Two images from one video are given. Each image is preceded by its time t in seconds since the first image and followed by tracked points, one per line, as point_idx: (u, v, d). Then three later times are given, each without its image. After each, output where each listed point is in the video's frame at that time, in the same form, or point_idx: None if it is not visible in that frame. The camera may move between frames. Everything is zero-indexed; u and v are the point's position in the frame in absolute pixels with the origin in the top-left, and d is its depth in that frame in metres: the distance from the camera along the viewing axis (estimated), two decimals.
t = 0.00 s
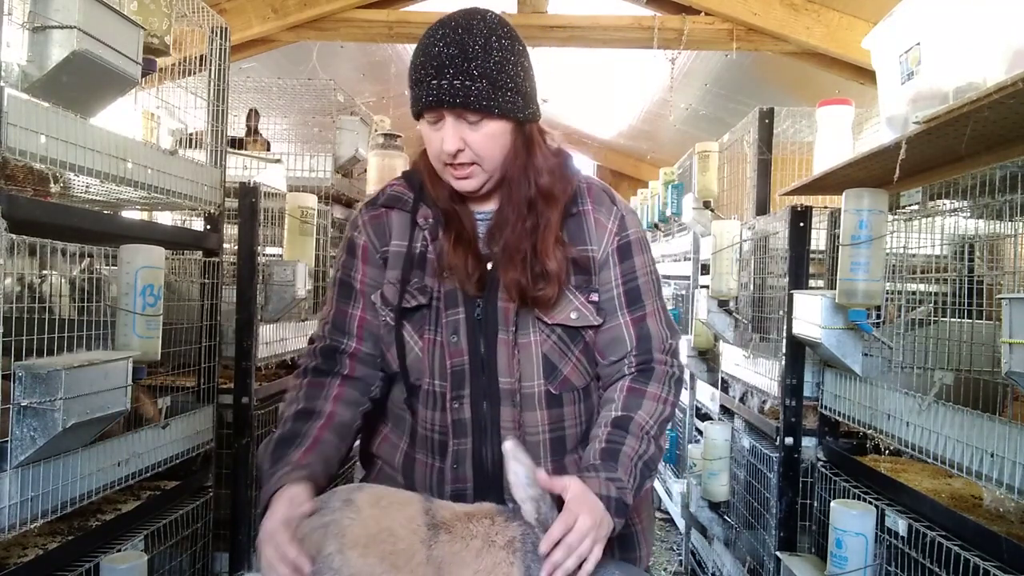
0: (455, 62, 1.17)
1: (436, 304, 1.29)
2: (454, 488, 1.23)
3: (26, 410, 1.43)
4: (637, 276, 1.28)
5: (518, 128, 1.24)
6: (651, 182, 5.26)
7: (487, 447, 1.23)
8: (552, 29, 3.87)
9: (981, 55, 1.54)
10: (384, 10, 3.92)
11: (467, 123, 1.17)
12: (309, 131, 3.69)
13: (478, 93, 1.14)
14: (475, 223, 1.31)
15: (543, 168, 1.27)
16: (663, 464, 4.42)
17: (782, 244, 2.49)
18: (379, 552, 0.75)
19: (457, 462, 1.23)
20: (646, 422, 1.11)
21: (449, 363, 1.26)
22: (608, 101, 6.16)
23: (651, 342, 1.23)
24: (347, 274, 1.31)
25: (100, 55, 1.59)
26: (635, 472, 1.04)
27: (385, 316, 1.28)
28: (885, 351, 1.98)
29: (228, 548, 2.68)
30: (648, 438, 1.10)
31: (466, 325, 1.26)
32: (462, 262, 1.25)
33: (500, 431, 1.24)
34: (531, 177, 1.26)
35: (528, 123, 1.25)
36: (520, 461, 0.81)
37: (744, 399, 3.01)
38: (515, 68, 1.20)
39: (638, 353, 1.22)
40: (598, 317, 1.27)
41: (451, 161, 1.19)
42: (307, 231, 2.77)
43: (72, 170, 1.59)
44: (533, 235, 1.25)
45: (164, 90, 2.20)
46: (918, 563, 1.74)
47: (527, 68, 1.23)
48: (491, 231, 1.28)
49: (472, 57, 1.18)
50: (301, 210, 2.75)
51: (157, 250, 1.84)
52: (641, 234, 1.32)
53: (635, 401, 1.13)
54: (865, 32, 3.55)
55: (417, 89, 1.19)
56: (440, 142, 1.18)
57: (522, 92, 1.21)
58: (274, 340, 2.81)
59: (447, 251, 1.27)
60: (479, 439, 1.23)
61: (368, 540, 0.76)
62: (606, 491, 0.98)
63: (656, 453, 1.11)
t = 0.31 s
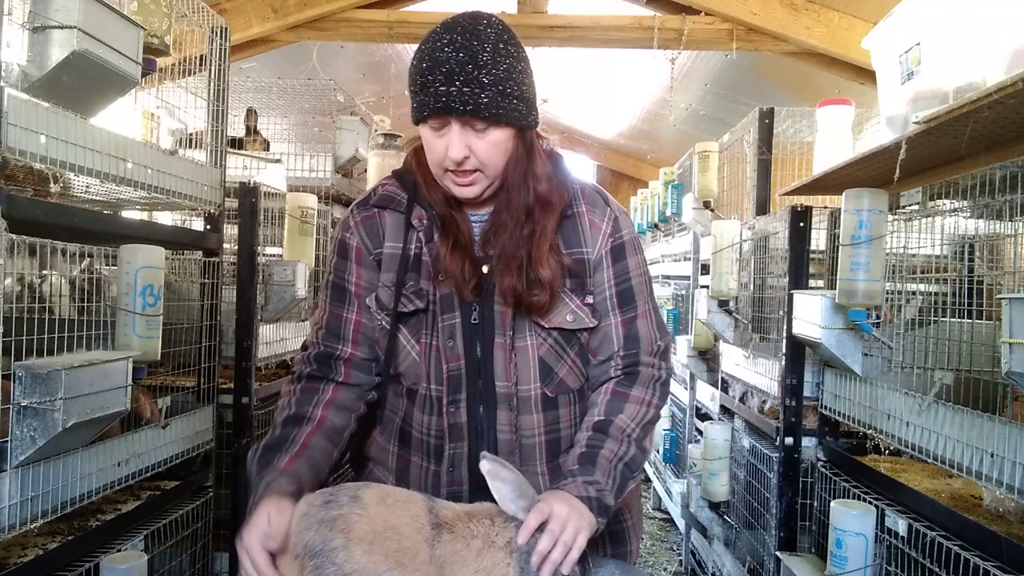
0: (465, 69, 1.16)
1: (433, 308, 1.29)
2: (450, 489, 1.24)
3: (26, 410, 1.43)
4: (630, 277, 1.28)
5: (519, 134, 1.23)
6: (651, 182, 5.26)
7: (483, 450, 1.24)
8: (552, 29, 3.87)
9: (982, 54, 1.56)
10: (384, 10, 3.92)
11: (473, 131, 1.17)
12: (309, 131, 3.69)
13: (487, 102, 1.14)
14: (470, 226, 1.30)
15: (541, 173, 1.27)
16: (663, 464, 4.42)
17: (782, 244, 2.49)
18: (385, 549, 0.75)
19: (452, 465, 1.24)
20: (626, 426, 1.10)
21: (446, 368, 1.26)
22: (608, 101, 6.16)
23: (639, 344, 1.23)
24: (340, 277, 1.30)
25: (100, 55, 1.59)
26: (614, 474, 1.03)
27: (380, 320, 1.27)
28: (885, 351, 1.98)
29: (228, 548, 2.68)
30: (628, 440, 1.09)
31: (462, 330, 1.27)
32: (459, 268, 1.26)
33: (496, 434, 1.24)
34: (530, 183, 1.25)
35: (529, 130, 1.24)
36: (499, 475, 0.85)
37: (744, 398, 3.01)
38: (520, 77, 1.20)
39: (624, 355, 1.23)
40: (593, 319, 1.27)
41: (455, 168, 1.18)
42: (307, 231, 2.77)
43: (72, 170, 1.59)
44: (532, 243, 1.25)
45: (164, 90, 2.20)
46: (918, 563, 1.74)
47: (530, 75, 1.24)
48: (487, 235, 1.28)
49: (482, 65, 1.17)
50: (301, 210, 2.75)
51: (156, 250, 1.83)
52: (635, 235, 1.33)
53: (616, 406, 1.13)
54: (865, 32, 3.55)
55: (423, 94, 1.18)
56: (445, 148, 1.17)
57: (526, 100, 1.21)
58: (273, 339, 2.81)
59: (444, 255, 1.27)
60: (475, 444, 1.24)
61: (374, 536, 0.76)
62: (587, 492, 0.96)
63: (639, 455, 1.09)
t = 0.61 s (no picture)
0: (476, 67, 1.16)
1: (429, 299, 1.27)
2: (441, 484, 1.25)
3: (26, 410, 1.43)
4: (626, 278, 1.30)
5: (525, 133, 1.23)
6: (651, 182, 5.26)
7: (473, 443, 1.24)
8: (552, 29, 3.87)
9: (981, 54, 1.54)
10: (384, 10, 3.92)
11: (480, 129, 1.16)
12: (309, 131, 3.69)
13: (497, 101, 1.14)
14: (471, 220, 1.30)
15: (545, 174, 1.28)
16: (662, 464, 4.42)
17: (782, 244, 2.49)
18: (387, 550, 0.74)
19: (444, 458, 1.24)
20: (614, 429, 1.13)
21: (438, 360, 1.26)
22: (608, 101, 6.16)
23: (631, 346, 1.25)
24: (347, 265, 1.25)
25: (99, 55, 1.59)
26: (599, 475, 1.05)
27: (378, 310, 1.25)
28: (885, 352, 1.99)
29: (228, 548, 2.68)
30: (615, 444, 1.11)
31: (456, 323, 1.26)
32: (457, 262, 1.25)
33: (487, 428, 1.25)
34: (533, 181, 1.26)
35: (535, 129, 1.25)
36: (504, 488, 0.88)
37: (744, 399, 3.01)
38: (529, 77, 1.20)
39: (616, 356, 1.24)
40: (588, 317, 1.28)
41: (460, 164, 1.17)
42: (307, 231, 2.77)
43: (72, 170, 1.59)
44: (535, 240, 1.25)
45: (164, 90, 2.21)
46: (918, 563, 1.74)
47: (538, 76, 1.24)
48: (489, 230, 1.29)
49: (493, 64, 1.17)
50: (301, 210, 2.75)
51: (157, 250, 1.83)
52: (633, 236, 1.34)
53: (606, 407, 1.15)
54: (865, 32, 3.55)
55: (432, 89, 1.17)
56: (451, 145, 1.17)
57: (533, 101, 1.21)
58: (274, 339, 2.81)
59: (443, 248, 1.26)
60: (465, 435, 1.25)
61: (378, 538, 0.76)
62: (578, 487, 0.98)
63: (623, 460, 1.12)
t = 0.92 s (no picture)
0: (467, 69, 1.16)
1: (429, 301, 1.28)
2: (444, 484, 1.25)
3: (26, 410, 1.43)
4: (626, 279, 1.30)
5: (520, 135, 1.23)
6: (651, 182, 5.26)
7: (477, 444, 1.24)
8: (552, 29, 3.87)
9: (981, 54, 1.54)
10: (384, 10, 3.92)
11: (472, 130, 1.17)
12: (309, 131, 3.69)
13: (488, 102, 1.14)
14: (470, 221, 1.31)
15: (542, 175, 1.28)
16: (662, 464, 4.42)
17: (782, 244, 2.49)
18: (384, 553, 0.77)
19: (447, 458, 1.24)
20: (623, 424, 1.13)
21: (441, 361, 1.26)
22: (608, 101, 6.16)
23: (634, 345, 1.25)
24: (335, 267, 1.26)
25: (99, 56, 1.59)
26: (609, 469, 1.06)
27: (377, 313, 1.25)
28: (885, 352, 1.98)
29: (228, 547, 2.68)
30: (624, 440, 1.11)
31: (459, 323, 1.26)
32: (457, 262, 1.25)
33: (491, 428, 1.24)
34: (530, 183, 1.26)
35: (530, 131, 1.25)
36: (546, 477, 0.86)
37: (744, 399, 3.01)
38: (521, 79, 1.20)
39: (619, 356, 1.24)
40: (589, 317, 1.28)
41: (454, 165, 1.18)
42: (307, 231, 2.77)
43: (72, 170, 1.59)
44: (533, 242, 1.26)
45: (164, 90, 2.21)
46: (918, 563, 1.74)
47: (532, 78, 1.24)
48: (487, 231, 1.29)
49: (484, 65, 1.17)
50: (301, 210, 2.75)
51: (157, 250, 1.83)
52: (632, 237, 1.33)
53: (613, 402, 1.15)
54: (865, 32, 3.56)
55: (425, 90, 1.17)
56: (444, 146, 1.17)
57: (527, 103, 1.21)
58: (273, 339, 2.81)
59: (443, 249, 1.26)
60: (469, 437, 1.24)
61: (375, 542, 0.78)
62: (592, 482, 0.99)
63: (630, 455, 1.12)
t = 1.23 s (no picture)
0: (467, 74, 1.16)
1: (427, 302, 1.28)
2: (444, 483, 1.26)
3: (26, 410, 1.43)
4: (623, 277, 1.29)
5: (518, 137, 1.23)
6: (651, 182, 5.26)
7: (477, 444, 1.24)
8: (553, 29, 3.87)
9: (981, 54, 1.53)
10: (384, 10, 3.92)
11: (473, 135, 1.17)
12: (309, 131, 3.69)
13: (488, 106, 1.14)
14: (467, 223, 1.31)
15: (540, 175, 1.28)
16: (662, 464, 4.42)
17: (782, 244, 2.49)
18: (387, 547, 0.78)
19: (447, 458, 1.25)
20: (624, 421, 1.14)
21: (440, 361, 1.26)
22: (608, 102, 6.16)
23: (633, 343, 1.24)
24: (341, 272, 1.29)
25: (99, 56, 1.59)
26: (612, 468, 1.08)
27: (376, 314, 1.26)
28: (885, 352, 1.98)
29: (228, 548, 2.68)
30: (626, 437, 1.13)
31: (457, 323, 1.26)
32: (455, 264, 1.25)
33: (490, 428, 1.24)
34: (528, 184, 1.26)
35: (528, 133, 1.24)
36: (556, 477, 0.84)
37: (744, 399, 3.01)
38: (519, 83, 1.20)
39: (618, 354, 1.24)
40: (587, 317, 1.27)
41: (455, 170, 1.18)
42: (307, 231, 2.77)
43: (72, 170, 1.59)
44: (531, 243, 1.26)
45: (164, 90, 2.21)
46: (918, 563, 1.74)
47: (530, 81, 1.24)
48: (484, 232, 1.29)
49: (483, 70, 1.17)
50: (301, 210, 2.75)
51: (157, 250, 1.83)
52: (630, 236, 1.33)
53: (615, 399, 1.16)
54: (865, 32, 3.56)
55: (425, 96, 1.17)
56: (445, 151, 1.17)
57: (526, 107, 1.21)
58: (273, 339, 2.81)
59: (440, 252, 1.26)
60: (469, 437, 1.25)
61: (376, 535, 0.79)
62: (595, 480, 1.01)
63: (631, 453, 1.14)
